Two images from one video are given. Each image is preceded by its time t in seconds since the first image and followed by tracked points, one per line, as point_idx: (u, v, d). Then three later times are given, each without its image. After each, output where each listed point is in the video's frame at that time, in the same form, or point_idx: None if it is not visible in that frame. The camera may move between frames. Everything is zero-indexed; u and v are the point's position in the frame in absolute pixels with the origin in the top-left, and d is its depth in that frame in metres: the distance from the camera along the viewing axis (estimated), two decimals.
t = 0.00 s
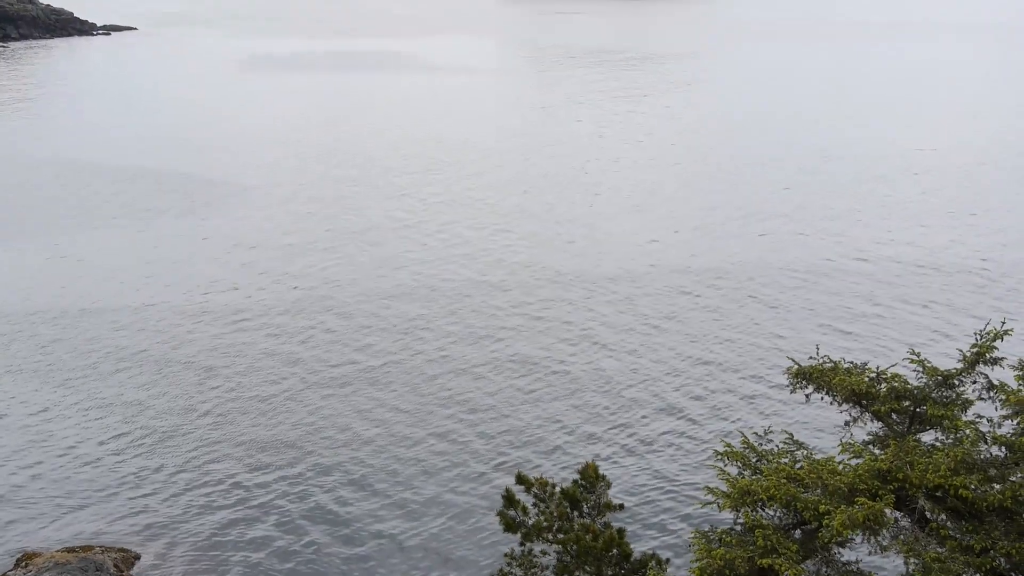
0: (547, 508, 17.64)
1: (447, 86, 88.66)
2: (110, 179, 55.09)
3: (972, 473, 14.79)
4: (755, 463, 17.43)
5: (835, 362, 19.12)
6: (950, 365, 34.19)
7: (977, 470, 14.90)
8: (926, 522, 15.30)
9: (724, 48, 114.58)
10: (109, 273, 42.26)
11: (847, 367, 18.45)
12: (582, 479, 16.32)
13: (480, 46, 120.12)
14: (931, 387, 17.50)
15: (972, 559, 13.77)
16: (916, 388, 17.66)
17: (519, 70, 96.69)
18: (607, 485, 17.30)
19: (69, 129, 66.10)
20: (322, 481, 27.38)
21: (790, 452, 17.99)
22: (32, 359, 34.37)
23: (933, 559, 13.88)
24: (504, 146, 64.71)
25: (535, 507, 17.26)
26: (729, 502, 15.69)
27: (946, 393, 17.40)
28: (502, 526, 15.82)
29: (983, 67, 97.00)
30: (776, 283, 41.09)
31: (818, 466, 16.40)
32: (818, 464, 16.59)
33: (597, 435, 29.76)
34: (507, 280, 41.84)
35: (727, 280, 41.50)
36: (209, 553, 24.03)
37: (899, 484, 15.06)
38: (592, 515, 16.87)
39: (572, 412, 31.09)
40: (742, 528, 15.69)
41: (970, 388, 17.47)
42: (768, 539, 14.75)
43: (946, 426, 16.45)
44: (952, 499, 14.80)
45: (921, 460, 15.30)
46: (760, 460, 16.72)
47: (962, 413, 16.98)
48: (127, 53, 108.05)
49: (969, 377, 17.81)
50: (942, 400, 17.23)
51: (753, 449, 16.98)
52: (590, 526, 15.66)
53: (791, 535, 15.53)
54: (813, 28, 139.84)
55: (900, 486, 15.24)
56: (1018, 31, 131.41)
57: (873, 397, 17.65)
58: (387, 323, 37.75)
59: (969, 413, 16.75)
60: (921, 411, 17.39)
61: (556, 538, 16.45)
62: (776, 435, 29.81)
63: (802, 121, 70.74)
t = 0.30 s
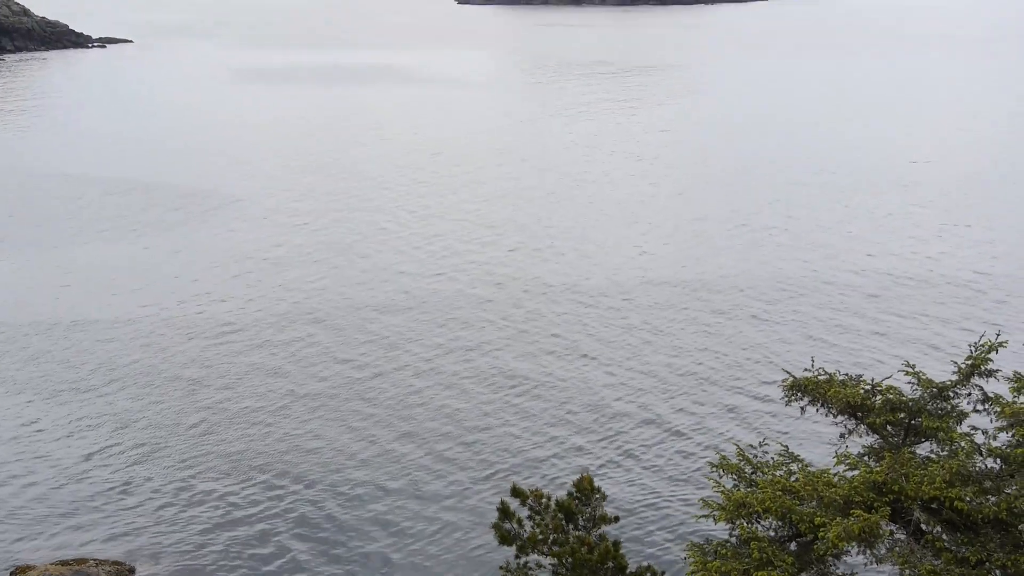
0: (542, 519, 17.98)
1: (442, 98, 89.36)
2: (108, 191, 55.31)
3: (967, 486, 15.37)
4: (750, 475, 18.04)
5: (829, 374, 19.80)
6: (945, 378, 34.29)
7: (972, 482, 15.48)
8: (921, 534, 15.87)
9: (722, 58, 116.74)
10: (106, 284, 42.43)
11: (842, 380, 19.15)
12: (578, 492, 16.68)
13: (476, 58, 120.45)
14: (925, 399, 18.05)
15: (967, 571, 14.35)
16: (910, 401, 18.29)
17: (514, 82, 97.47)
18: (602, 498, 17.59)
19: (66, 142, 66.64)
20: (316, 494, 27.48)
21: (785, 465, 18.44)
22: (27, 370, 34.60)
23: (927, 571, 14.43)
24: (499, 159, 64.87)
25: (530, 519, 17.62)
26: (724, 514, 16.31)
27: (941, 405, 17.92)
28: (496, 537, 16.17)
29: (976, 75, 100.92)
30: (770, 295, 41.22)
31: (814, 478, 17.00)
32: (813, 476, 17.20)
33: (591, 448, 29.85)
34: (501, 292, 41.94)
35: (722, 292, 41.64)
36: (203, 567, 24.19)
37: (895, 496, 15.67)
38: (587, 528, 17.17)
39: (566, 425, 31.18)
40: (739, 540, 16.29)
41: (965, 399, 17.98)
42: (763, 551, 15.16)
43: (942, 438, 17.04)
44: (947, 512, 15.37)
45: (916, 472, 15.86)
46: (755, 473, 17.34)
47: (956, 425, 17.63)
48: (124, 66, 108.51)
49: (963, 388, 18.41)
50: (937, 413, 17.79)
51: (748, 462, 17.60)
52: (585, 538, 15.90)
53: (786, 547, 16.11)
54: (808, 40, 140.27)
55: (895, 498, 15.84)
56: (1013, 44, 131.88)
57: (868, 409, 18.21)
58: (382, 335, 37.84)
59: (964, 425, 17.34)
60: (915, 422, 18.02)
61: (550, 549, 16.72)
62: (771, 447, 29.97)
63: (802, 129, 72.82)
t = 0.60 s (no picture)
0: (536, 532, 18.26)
1: (437, 110, 89.88)
2: (103, 204, 55.44)
3: (961, 499, 16.17)
4: (745, 488, 18.66)
5: (823, 388, 20.70)
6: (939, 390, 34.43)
7: (966, 494, 16.31)
8: (916, 546, 16.57)
9: (716, 69, 117.89)
10: (100, 297, 42.51)
11: (836, 394, 20.06)
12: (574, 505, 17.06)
13: (469, 71, 120.58)
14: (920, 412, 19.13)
15: None
16: (904, 414, 19.29)
17: (509, 94, 98.12)
18: (597, 510, 17.93)
19: (61, 154, 66.90)
20: (311, 507, 27.57)
21: (778, 478, 19.20)
22: (21, 382, 34.70)
23: None
24: (493, 172, 65.01)
25: (526, 532, 17.82)
26: (720, 527, 16.86)
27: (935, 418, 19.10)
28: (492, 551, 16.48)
29: (967, 86, 103.70)
30: (763, 308, 41.35)
31: (809, 491, 17.66)
32: (808, 489, 17.86)
33: (585, 461, 29.96)
34: (494, 305, 42.02)
35: (715, 305, 41.78)
36: None
37: (889, 508, 16.44)
38: (582, 540, 17.52)
39: (559, 438, 31.26)
40: (736, 552, 16.87)
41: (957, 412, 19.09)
42: (760, 563, 15.76)
43: (937, 450, 18.12)
44: (942, 524, 16.13)
45: (910, 485, 16.78)
46: (751, 486, 17.96)
47: (950, 436, 18.81)
48: (118, 78, 108.56)
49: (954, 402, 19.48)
50: (931, 424, 19.09)
51: (743, 474, 18.24)
52: (580, 550, 16.12)
53: (782, 558, 16.71)
54: (802, 53, 140.79)
55: (890, 510, 16.58)
56: (1005, 58, 132.60)
57: (863, 421, 19.38)
58: (375, 347, 37.93)
59: (957, 437, 18.64)
60: (909, 435, 19.03)
61: (545, 562, 16.97)
62: (766, 460, 30.08)
63: (802, 137, 74.90)
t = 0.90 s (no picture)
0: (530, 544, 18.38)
1: (432, 122, 90.30)
2: (97, 217, 55.47)
3: (956, 511, 16.37)
4: (739, 500, 18.84)
5: (818, 399, 20.98)
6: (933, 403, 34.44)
7: (960, 506, 16.51)
8: (911, 557, 16.73)
9: (712, 81, 119.10)
10: (93, 309, 42.52)
11: (831, 405, 20.34)
12: (568, 518, 17.16)
13: (463, 83, 120.84)
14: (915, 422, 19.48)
15: None
16: (900, 425, 19.58)
17: (504, 106, 98.76)
18: (591, 523, 18.06)
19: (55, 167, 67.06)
20: (303, 520, 27.53)
21: (773, 490, 19.30)
22: (13, 394, 34.71)
23: None
24: (487, 185, 65.11)
25: (520, 544, 17.94)
26: (714, 539, 17.00)
27: (930, 430, 19.41)
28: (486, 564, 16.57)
29: (961, 96, 106.13)
30: (755, 321, 41.38)
31: (804, 502, 17.83)
32: (803, 500, 18.04)
33: (578, 474, 29.93)
34: (487, 318, 42.04)
35: (708, 318, 41.83)
36: None
37: (884, 520, 16.66)
38: (576, 552, 17.67)
39: (552, 451, 31.24)
40: (729, 564, 17.01)
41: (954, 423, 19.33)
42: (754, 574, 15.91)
43: (932, 462, 18.43)
44: (938, 536, 16.31)
45: (905, 497, 16.89)
46: (745, 498, 18.12)
47: (944, 448, 19.06)
48: (113, 91, 108.73)
49: (950, 413, 19.76)
50: (926, 436, 19.36)
51: (736, 486, 18.42)
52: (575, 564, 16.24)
53: (775, 570, 16.88)
54: (795, 66, 141.32)
55: (884, 522, 16.79)
56: (998, 70, 133.27)
57: (858, 433, 19.47)
58: (368, 360, 37.94)
59: (952, 449, 18.93)
60: (904, 446, 19.36)
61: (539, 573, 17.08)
62: (761, 472, 30.05)
63: (798, 143, 77.82)
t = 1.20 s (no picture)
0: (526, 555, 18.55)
1: (426, 133, 90.68)
2: (91, 228, 55.53)
3: (951, 524, 16.50)
4: (734, 511, 18.96)
5: (813, 411, 21.13)
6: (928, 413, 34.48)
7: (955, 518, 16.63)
8: (905, 569, 16.82)
9: (706, 93, 119.77)
10: (86, 320, 42.48)
11: (826, 417, 20.48)
12: (562, 531, 17.34)
13: (458, 95, 121.31)
14: (910, 434, 19.62)
15: None
16: (894, 437, 19.74)
17: (499, 117, 99.13)
18: (587, 533, 18.00)
19: (50, 178, 67.24)
20: (295, 531, 27.49)
21: (768, 502, 19.53)
22: (6, 405, 34.68)
23: None
24: (482, 196, 65.27)
25: (516, 556, 18.11)
26: (709, 550, 17.11)
27: (925, 440, 19.53)
28: None
29: (954, 108, 106.86)
30: (749, 332, 41.45)
31: (798, 513, 17.95)
32: (798, 512, 18.16)
33: (571, 485, 29.92)
34: (481, 329, 42.06)
35: (701, 329, 41.93)
36: None
37: (879, 531, 16.77)
38: (572, 564, 17.78)
39: (545, 461, 31.23)
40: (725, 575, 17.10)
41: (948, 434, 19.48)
42: None
43: (927, 473, 18.60)
44: (933, 547, 16.41)
45: (900, 508, 17.12)
46: (740, 509, 18.24)
47: (940, 459, 19.13)
48: (107, 103, 108.94)
49: (945, 425, 19.93)
50: (921, 447, 19.40)
51: (731, 498, 18.55)
52: None
53: None
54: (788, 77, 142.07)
55: (879, 533, 16.89)
56: (990, 82, 134.10)
57: (852, 444, 19.69)
58: (360, 371, 37.90)
59: (947, 459, 18.99)
60: (899, 458, 19.49)
61: None
62: (756, 483, 30.10)
63: (791, 154, 78.29)
